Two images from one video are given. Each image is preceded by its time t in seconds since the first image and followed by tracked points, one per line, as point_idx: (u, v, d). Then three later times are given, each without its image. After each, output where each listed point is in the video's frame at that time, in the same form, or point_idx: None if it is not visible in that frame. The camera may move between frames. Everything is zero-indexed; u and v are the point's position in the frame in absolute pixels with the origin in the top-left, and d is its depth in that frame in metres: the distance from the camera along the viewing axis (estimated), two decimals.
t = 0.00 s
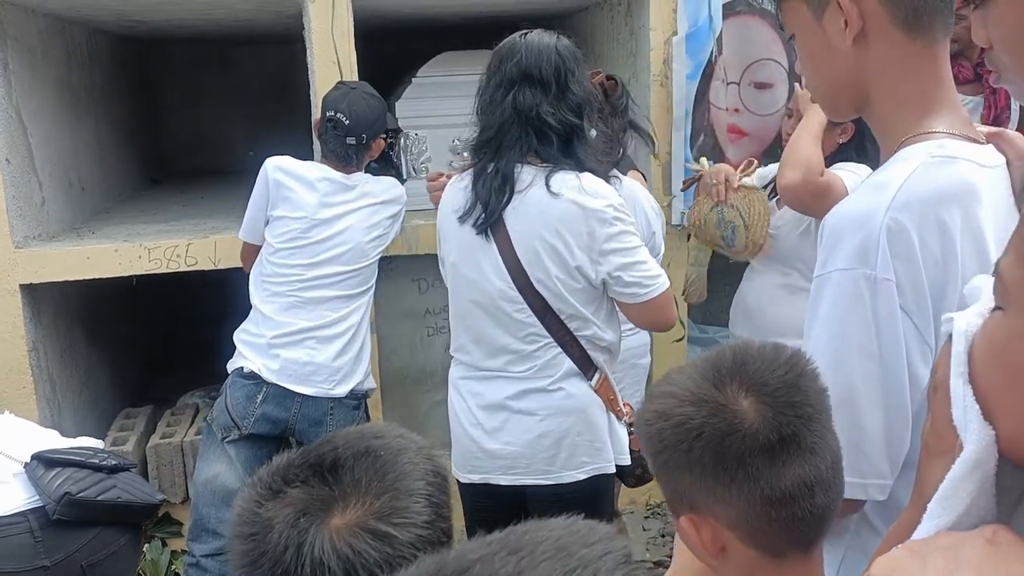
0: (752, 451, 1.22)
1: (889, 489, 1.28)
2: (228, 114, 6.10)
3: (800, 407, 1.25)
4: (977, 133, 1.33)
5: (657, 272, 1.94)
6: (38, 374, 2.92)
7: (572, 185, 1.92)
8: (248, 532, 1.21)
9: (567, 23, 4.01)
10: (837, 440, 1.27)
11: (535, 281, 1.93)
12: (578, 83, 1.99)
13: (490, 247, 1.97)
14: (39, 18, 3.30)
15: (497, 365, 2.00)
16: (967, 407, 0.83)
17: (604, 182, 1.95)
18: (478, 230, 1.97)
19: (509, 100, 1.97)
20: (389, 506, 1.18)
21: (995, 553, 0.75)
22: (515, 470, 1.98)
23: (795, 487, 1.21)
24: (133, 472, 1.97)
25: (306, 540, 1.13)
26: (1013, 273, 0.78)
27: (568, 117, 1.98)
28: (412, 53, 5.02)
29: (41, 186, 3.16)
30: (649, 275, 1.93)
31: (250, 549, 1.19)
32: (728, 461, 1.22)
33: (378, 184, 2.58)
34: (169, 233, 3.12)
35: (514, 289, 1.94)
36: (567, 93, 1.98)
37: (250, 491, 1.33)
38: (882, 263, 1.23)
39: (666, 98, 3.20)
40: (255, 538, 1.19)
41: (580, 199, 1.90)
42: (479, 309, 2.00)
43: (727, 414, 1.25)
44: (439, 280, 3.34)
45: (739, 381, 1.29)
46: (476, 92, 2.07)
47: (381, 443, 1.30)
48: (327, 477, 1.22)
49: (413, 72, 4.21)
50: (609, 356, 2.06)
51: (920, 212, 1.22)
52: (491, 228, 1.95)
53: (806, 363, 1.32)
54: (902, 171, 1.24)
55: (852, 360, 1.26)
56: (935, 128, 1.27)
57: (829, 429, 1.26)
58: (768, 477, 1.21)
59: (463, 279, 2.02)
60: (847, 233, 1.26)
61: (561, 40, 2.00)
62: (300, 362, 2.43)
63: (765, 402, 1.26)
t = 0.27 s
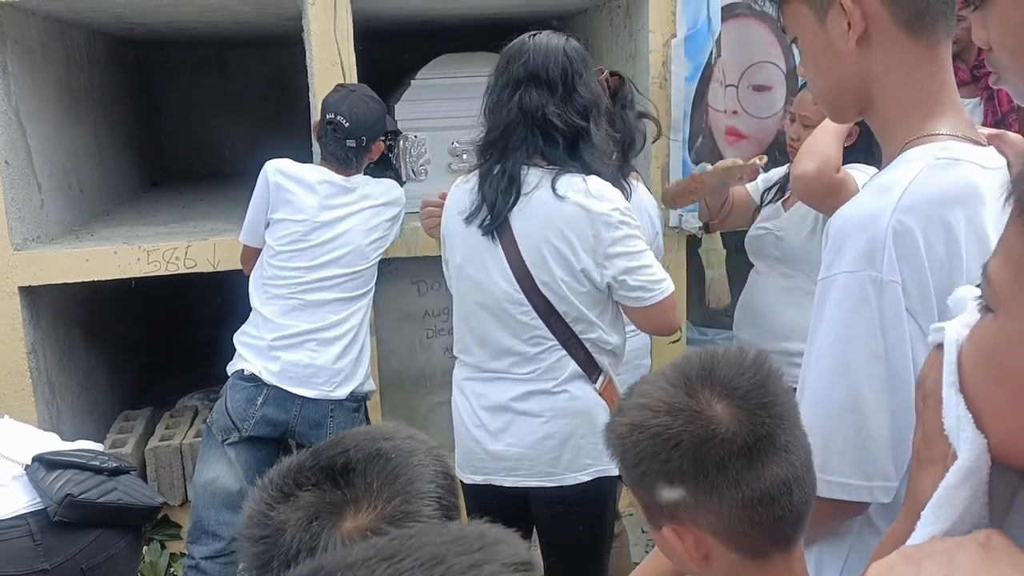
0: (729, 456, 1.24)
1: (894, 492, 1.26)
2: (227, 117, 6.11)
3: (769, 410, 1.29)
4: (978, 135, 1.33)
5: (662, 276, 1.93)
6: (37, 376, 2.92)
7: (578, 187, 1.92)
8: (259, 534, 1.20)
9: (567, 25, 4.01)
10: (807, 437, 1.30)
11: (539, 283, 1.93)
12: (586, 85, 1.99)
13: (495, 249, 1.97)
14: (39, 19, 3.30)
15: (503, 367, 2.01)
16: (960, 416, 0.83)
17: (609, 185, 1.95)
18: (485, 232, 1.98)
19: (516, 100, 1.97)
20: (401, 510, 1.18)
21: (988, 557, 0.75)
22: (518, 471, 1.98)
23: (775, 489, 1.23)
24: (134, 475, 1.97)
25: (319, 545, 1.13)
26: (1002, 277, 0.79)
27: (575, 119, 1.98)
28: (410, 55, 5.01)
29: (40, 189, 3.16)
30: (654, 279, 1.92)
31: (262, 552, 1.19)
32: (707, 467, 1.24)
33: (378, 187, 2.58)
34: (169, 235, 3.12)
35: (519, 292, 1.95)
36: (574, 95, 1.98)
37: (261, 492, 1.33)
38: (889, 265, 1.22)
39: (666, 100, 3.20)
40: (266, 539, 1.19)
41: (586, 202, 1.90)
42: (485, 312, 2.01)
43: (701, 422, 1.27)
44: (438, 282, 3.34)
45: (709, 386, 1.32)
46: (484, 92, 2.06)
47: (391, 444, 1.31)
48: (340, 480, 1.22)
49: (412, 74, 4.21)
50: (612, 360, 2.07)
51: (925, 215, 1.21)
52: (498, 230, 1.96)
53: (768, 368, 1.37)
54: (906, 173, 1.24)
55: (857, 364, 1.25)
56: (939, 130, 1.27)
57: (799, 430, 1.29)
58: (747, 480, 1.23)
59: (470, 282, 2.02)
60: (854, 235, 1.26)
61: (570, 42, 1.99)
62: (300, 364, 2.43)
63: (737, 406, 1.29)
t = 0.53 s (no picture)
0: (674, 460, 1.25)
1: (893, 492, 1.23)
2: (229, 122, 6.12)
3: (725, 420, 1.27)
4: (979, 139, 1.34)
5: (666, 280, 1.94)
6: (39, 381, 2.93)
7: (584, 191, 1.93)
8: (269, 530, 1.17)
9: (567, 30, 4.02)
10: (763, 454, 1.27)
11: (545, 287, 1.94)
12: (587, 90, 2.00)
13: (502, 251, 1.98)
14: (41, 25, 3.32)
15: (507, 370, 2.02)
16: (946, 423, 0.84)
17: (616, 189, 1.96)
18: (490, 234, 1.99)
19: (516, 103, 2.02)
20: (416, 502, 1.20)
21: (977, 559, 0.75)
22: (521, 474, 1.98)
23: (718, 497, 1.21)
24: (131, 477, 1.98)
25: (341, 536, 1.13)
26: (980, 285, 0.78)
27: (571, 122, 1.99)
28: (411, 61, 5.03)
29: (42, 194, 3.17)
30: (659, 283, 1.93)
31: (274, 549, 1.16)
32: (651, 469, 1.26)
33: (378, 191, 2.59)
34: (170, 240, 3.13)
35: (524, 296, 1.96)
36: (572, 98, 1.99)
37: (268, 486, 1.32)
38: (896, 270, 1.20)
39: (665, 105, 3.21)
40: (271, 526, 1.18)
41: (591, 206, 1.91)
42: (490, 315, 2.02)
43: (652, 423, 1.28)
44: (438, 287, 3.35)
45: (670, 389, 1.32)
46: (496, 97, 2.12)
47: (396, 441, 1.32)
48: (354, 476, 1.23)
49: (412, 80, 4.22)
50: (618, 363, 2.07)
51: (932, 221, 1.19)
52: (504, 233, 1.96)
53: (736, 370, 1.37)
54: (910, 179, 1.22)
55: (864, 370, 1.23)
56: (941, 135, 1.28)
57: (756, 440, 1.28)
58: (689, 486, 1.23)
59: (476, 285, 2.03)
60: (860, 241, 1.23)
61: (575, 48, 2.02)
62: (301, 369, 2.44)
63: (691, 412, 1.29)
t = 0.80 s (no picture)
0: (625, 462, 1.35)
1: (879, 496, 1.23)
2: (230, 123, 6.13)
3: (671, 422, 1.37)
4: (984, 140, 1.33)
5: (670, 286, 1.95)
6: (38, 381, 2.93)
7: (591, 192, 1.92)
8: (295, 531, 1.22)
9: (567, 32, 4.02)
10: (713, 453, 1.35)
11: (549, 287, 1.94)
12: (588, 90, 1.97)
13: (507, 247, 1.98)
14: (42, 26, 3.31)
15: (511, 370, 2.02)
16: (933, 425, 0.84)
17: (622, 192, 1.95)
18: (495, 227, 2.00)
19: (523, 99, 2.05)
20: (429, 486, 1.30)
21: (971, 556, 0.75)
22: (523, 475, 1.98)
23: (669, 495, 1.31)
24: (123, 477, 1.97)
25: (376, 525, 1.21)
26: (966, 286, 0.78)
27: (566, 120, 1.98)
28: (411, 62, 5.02)
29: (42, 194, 3.17)
30: (661, 287, 1.93)
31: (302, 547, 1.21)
32: (607, 470, 1.36)
33: (377, 191, 2.60)
34: (170, 241, 3.13)
35: (528, 295, 1.96)
36: (570, 97, 1.98)
37: (274, 481, 1.35)
38: (900, 270, 1.18)
39: (665, 108, 3.21)
40: (296, 522, 1.23)
41: (596, 205, 1.90)
42: (496, 313, 2.01)
43: (606, 425, 1.40)
44: (438, 288, 3.35)
45: (624, 395, 1.42)
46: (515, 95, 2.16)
47: (388, 436, 1.39)
48: (368, 468, 1.28)
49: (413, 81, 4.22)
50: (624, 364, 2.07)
51: (936, 221, 1.16)
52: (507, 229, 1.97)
53: (689, 374, 1.45)
54: (913, 178, 1.20)
55: (865, 371, 1.22)
56: (945, 134, 1.28)
57: (706, 438, 1.36)
58: (640, 485, 1.33)
59: (481, 284, 2.03)
60: (864, 241, 1.22)
61: (582, 48, 2.00)
62: (300, 370, 2.44)
63: (641, 416, 1.38)
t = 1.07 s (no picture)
0: (612, 451, 1.37)
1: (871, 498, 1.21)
2: (230, 124, 6.13)
3: (654, 410, 1.39)
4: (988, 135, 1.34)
5: (685, 282, 1.96)
6: (38, 382, 2.92)
7: (611, 193, 1.91)
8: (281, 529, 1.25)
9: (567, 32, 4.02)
10: (697, 441, 1.35)
11: (564, 288, 1.93)
12: (617, 90, 1.97)
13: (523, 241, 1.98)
14: (41, 26, 3.31)
15: (521, 371, 2.01)
16: (922, 425, 0.84)
17: (642, 190, 1.94)
18: (512, 219, 2.00)
19: (550, 94, 2.05)
20: (409, 484, 1.36)
21: (967, 551, 0.74)
22: (530, 480, 1.97)
23: (654, 482, 1.32)
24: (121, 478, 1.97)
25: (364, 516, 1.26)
26: (953, 282, 0.78)
27: (592, 118, 1.98)
28: (411, 62, 5.02)
29: (42, 195, 3.17)
30: (677, 287, 1.94)
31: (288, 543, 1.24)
32: (595, 460, 1.39)
33: (376, 190, 2.61)
34: (170, 241, 3.13)
35: (542, 294, 1.95)
36: (599, 95, 1.98)
37: (252, 495, 1.38)
38: (904, 272, 1.16)
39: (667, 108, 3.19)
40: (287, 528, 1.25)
41: (617, 206, 1.89)
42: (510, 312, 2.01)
43: (590, 422, 1.42)
44: (438, 288, 3.35)
45: (612, 386, 1.45)
46: (540, 94, 2.16)
47: (364, 440, 1.44)
48: (348, 466, 1.34)
49: (413, 81, 4.21)
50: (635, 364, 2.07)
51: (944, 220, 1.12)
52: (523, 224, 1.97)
53: (676, 365, 1.47)
54: (920, 177, 1.20)
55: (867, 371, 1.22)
56: (951, 133, 1.28)
57: (689, 424, 1.37)
58: (626, 474, 1.35)
59: (491, 279, 2.04)
60: (867, 241, 1.22)
61: (617, 50, 2.00)
62: (300, 370, 2.43)
63: (627, 405, 1.41)
